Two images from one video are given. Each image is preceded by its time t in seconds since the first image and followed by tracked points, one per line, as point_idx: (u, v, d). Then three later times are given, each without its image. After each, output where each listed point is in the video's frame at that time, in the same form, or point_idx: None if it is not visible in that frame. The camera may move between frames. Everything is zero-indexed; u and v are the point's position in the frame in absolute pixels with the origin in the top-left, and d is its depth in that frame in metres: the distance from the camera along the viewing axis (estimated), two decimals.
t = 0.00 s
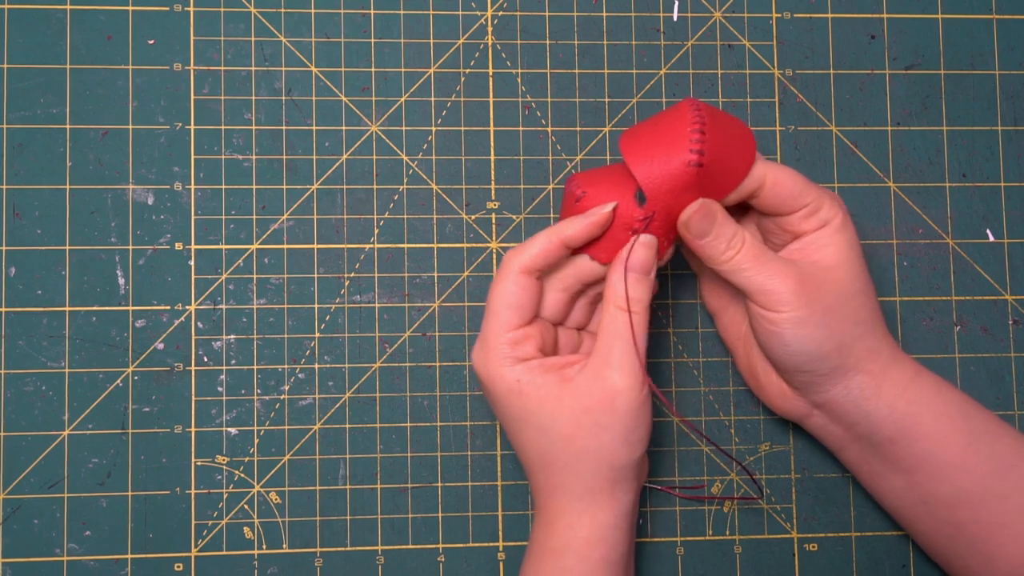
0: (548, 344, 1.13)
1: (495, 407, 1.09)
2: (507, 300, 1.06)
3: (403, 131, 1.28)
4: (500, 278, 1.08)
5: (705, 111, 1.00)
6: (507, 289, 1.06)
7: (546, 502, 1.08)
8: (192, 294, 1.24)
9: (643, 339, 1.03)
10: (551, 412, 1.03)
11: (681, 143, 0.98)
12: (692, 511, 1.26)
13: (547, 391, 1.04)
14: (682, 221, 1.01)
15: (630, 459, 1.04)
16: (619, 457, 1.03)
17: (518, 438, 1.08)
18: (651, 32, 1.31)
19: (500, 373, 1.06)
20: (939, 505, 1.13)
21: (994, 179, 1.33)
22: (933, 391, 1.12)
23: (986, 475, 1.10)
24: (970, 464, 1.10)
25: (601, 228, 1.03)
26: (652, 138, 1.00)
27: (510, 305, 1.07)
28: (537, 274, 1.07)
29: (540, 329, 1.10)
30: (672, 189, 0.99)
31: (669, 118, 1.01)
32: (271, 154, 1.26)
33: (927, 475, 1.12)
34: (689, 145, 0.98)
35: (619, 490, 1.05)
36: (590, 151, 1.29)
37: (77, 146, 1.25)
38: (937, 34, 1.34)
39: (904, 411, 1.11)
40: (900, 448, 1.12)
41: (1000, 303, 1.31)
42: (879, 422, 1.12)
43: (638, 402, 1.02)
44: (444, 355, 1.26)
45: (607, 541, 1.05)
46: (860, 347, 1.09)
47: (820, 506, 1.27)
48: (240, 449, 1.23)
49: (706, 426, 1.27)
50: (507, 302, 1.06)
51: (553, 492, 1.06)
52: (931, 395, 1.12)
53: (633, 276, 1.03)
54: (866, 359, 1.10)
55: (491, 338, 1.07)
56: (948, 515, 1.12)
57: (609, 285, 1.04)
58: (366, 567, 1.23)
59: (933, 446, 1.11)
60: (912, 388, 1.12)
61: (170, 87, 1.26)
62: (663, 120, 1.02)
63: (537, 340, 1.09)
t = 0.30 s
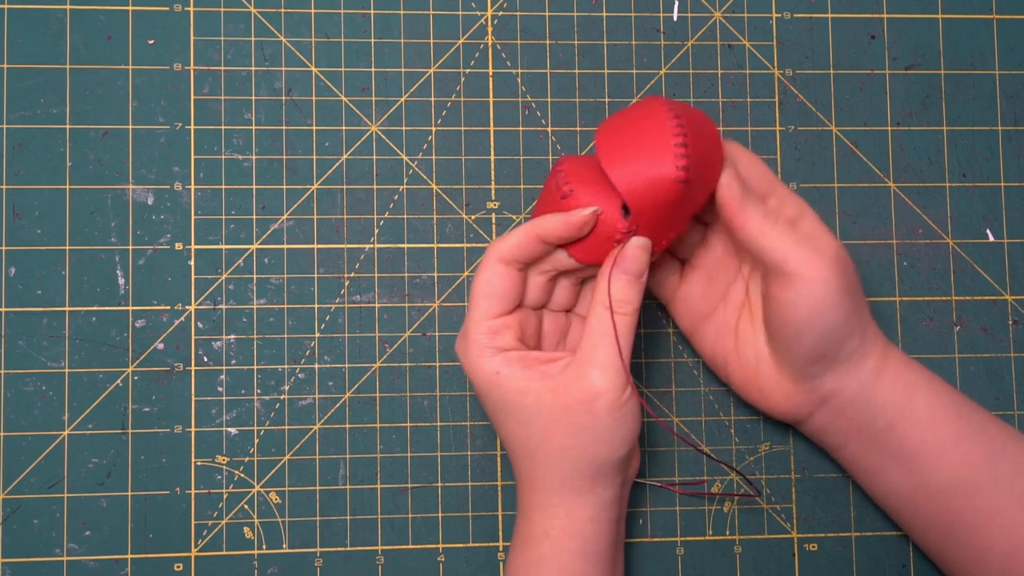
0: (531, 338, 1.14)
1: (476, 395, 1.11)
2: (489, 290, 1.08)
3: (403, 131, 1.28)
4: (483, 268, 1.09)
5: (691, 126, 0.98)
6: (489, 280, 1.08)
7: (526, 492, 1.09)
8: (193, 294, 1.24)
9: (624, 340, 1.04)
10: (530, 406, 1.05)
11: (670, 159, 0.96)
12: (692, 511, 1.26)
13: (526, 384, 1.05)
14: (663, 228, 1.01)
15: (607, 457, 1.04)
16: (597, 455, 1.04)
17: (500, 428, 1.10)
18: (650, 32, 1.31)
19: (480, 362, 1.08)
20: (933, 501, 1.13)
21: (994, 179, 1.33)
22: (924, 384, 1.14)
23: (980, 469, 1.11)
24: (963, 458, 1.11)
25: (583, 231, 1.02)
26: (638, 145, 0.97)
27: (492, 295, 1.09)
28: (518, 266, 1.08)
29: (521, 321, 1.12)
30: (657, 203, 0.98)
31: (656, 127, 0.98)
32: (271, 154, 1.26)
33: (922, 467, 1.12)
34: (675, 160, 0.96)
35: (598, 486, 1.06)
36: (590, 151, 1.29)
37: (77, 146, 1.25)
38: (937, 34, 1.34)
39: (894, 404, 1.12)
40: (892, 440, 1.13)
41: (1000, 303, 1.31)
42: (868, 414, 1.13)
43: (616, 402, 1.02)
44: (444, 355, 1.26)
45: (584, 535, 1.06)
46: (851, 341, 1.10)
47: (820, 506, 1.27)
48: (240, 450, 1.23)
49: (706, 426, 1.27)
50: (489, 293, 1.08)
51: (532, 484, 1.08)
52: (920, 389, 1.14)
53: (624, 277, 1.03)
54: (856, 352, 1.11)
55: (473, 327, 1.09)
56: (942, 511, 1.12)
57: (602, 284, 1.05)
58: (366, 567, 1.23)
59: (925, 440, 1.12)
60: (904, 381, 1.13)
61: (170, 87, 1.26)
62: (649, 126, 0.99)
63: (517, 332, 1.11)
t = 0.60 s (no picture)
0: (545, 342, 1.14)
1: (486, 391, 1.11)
2: (506, 293, 1.07)
3: (403, 131, 1.28)
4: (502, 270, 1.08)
5: (744, 164, 0.97)
6: (504, 282, 1.07)
7: (521, 493, 1.10)
8: (193, 294, 1.24)
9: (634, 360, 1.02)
10: (533, 411, 1.05)
11: (714, 194, 0.95)
12: (692, 511, 1.26)
13: (532, 389, 1.05)
14: (692, 261, 0.99)
15: (604, 470, 1.04)
16: (594, 467, 1.04)
17: (503, 427, 1.10)
18: (651, 32, 1.31)
19: (491, 360, 1.08)
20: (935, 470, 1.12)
21: (994, 179, 1.33)
22: (926, 347, 1.13)
23: (982, 437, 1.10)
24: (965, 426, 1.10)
25: (614, 261, 1.00)
26: (679, 176, 0.96)
27: (507, 298, 1.08)
28: (537, 273, 1.07)
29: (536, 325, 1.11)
30: (693, 236, 0.96)
31: (704, 161, 0.97)
32: (271, 154, 1.26)
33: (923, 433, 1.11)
34: (719, 196, 0.95)
35: (592, 497, 1.06)
36: (590, 152, 1.29)
37: (77, 146, 1.25)
38: (937, 34, 1.34)
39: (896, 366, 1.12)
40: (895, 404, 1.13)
41: (1000, 303, 1.31)
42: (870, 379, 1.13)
43: (617, 420, 1.02)
44: (444, 355, 1.26)
45: (575, 545, 1.06)
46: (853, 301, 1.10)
47: (820, 506, 1.27)
48: (240, 450, 1.23)
49: (706, 426, 1.27)
50: (505, 296, 1.07)
51: (528, 487, 1.08)
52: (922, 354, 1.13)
53: (644, 301, 1.01)
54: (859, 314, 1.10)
55: (486, 325, 1.08)
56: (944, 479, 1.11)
57: (618, 304, 1.02)
58: (366, 567, 1.23)
59: (928, 406, 1.11)
60: (906, 345, 1.12)
61: (170, 87, 1.26)
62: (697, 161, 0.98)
63: (531, 335, 1.10)
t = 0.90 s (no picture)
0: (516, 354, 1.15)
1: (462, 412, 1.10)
2: (478, 314, 1.08)
3: (403, 131, 1.28)
4: (470, 292, 1.09)
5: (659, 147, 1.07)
6: (477, 304, 1.07)
7: (510, 502, 1.09)
8: (193, 294, 1.24)
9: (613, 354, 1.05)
10: (521, 423, 1.05)
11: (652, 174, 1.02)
12: (692, 511, 1.26)
13: (518, 401, 1.05)
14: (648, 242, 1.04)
15: (595, 468, 1.06)
16: (587, 468, 1.05)
17: (485, 443, 1.09)
18: (650, 32, 1.31)
19: (469, 383, 1.07)
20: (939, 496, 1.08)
21: (994, 179, 1.33)
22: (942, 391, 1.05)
23: (991, 462, 1.04)
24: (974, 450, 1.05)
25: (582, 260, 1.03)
26: (609, 169, 1.04)
27: (478, 319, 1.08)
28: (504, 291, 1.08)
29: (507, 340, 1.12)
30: (646, 215, 1.02)
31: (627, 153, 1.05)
32: (271, 154, 1.26)
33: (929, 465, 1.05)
34: (657, 175, 1.02)
35: (585, 496, 1.07)
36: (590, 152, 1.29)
37: (78, 146, 1.25)
38: (937, 34, 1.34)
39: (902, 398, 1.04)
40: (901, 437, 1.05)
41: (1000, 303, 1.31)
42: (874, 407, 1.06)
43: (607, 417, 1.04)
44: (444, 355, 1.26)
45: (574, 544, 1.07)
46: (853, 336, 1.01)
47: (820, 506, 1.27)
48: (240, 449, 1.23)
49: (706, 426, 1.27)
50: (477, 317, 1.08)
51: (520, 498, 1.08)
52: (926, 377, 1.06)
53: (609, 294, 1.04)
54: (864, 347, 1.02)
55: (460, 348, 1.08)
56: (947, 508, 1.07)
57: (587, 301, 1.05)
58: (366, 567, 1.23)
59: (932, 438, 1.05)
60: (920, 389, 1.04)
61: (170, 87, 1.26)
62: (614, 153, 1.06)
63: (504, 351, 1.11)
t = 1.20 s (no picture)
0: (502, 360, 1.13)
1: (458, 425, 1.08)
2: (470, 325, 1.05)
3: (403, 131, 1.28)
4: (459, 303, 1.06)
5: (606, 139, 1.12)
6: (469, 314, 1.05)
7: (514, 507, 1.08)
8: (193, 294, 1.24)
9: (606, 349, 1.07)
10: (527, 427, 1.04)
11: (616, 167, 1.06)
12: (692, 511, 1.26)
13: (521, 406, 1.05)
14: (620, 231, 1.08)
15: (598, 463, 1.08)
16: (592, 462, 1.07)
17: (485, 451, 1.08)
18: (650, 32, 1.31)
19: (468, 395, 1.05)
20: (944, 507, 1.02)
21: (994, 179, 1.33)
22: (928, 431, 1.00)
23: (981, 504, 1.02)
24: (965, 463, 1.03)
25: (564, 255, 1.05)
26: (574, 167, 1.07)
27: (471, 330, 1.06)
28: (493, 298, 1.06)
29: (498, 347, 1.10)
30: (614, 204, 1.06)
31: (586, 150, 1.08)
32: (271, 155, 1.26)
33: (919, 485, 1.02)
34: (618, 166, 1.06)
35: (590, 492, 1.09)
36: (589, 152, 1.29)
37: (78, 146, 1.25)
38: (937, 34, 1.34)
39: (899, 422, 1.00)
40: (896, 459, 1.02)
41: (1000, 303, 1.31)
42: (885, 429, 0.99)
43: (608, 411, 1.06)
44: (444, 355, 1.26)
45: (580, 538, 1.09)
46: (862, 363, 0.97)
47: (820, 506, 1.27)
48: (240, 450, 1.23)
49: (706, 426, 1.27)
50: (470, 328, 1.05)
51: (525, 502, 1.07)
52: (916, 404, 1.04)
53: (589, 286, 1.07)
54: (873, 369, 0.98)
55: (456, 361, 1.06)
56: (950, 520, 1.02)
57: (569, 298, 1.07)
58: (366, 567, 1.23)
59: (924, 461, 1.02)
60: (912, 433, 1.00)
61: (170, 87, 1.26)
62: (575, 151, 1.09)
63: (497, 357, 1.09)
